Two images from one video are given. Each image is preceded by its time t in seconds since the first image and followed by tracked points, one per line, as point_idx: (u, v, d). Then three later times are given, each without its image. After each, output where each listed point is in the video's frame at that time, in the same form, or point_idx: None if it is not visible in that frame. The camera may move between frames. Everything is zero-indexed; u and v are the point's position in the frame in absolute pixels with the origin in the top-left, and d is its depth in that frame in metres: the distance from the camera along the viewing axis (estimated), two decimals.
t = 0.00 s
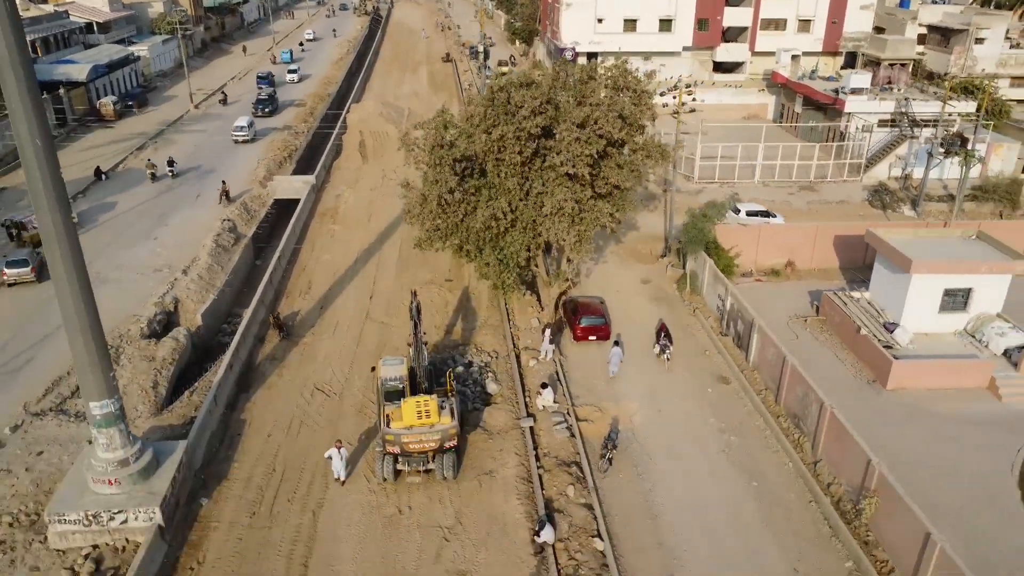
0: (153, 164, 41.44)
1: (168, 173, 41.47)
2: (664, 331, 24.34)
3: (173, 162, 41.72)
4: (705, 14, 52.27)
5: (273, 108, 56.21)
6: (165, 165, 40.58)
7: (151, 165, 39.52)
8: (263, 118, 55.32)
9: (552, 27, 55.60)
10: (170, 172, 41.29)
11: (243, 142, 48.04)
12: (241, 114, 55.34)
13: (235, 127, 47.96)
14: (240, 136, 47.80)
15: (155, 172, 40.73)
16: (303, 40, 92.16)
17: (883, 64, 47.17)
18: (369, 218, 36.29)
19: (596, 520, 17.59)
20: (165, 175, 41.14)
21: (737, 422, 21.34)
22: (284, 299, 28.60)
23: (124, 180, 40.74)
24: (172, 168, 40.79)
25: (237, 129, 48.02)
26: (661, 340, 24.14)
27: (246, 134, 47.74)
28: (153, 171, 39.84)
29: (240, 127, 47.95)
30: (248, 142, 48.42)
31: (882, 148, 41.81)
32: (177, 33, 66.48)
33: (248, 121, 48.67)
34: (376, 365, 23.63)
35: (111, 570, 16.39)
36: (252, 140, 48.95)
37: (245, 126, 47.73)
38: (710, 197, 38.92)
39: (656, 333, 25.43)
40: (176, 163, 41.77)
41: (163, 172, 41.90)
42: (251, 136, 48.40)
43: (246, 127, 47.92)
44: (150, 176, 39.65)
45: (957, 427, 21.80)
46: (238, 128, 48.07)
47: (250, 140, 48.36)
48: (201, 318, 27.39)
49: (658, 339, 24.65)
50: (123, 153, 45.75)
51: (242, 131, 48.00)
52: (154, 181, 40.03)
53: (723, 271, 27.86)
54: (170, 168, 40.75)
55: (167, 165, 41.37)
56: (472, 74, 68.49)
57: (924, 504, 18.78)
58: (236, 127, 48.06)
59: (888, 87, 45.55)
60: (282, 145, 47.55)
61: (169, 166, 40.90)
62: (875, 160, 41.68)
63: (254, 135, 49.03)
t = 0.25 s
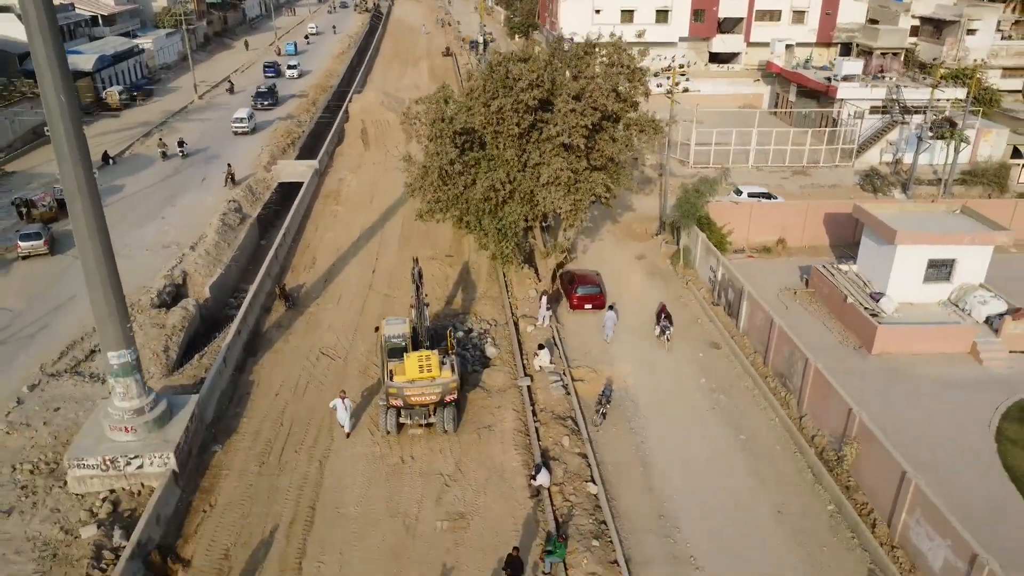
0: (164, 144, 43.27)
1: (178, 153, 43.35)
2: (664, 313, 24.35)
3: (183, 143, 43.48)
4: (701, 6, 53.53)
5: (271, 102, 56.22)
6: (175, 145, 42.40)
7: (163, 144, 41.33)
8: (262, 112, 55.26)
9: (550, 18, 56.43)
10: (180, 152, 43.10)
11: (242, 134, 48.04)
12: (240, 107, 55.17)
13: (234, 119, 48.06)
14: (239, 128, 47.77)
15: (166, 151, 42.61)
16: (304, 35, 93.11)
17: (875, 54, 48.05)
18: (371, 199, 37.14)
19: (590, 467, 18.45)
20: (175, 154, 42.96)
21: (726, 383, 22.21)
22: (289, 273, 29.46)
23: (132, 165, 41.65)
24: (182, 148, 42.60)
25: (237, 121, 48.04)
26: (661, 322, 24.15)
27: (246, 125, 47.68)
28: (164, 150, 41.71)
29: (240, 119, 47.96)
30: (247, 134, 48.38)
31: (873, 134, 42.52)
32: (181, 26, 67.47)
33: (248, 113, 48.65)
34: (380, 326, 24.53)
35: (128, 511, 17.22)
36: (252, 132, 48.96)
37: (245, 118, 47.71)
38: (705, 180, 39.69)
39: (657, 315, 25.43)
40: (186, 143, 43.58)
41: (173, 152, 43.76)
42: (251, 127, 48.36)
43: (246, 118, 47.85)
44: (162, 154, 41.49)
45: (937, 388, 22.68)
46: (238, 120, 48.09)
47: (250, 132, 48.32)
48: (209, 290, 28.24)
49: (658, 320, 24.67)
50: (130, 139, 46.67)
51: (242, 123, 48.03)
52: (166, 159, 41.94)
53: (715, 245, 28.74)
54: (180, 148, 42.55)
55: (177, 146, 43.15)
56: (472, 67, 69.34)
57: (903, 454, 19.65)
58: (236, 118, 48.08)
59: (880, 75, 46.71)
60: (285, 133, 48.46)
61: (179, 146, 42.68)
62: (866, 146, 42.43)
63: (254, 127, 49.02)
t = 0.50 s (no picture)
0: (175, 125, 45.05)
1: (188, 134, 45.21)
2: (664, 295, 24.29)
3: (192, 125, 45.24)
4: None
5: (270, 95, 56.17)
6: (186, 127, 44.21)
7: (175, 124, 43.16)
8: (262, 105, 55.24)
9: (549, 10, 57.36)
10: (190, 134, 44.87)
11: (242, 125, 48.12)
12: (241, 99, 55.48)
13: (234, 111, 48.16)
14: (239, 119, 47.88)
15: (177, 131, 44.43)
16: (306, 31, 94.01)
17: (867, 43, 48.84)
18: (373, 182, 38.00)
19: (584, 418, 19.34)
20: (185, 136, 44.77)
21: (716, 346, 23.09)
22: (294, 249, 30.33)
23: (139, 150, 42.57)
24: (192, 130, 44.42)
25: (237, 113, 48.18)
26: (661, 303, 24.10)
27: (245, 117, 47.73)
28: (175, 131, 43.50)
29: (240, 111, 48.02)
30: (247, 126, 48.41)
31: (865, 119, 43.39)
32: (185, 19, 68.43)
33: (248, 104, 48.67)
34: (383, 291, 25.37)
35: (144, 458, 18.09)
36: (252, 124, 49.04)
37: (244, 110, 47.74)
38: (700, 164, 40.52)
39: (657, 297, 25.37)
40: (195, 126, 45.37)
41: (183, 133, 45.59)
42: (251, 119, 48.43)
43: (246, 110, 47.94)
44: (173, 134, 43.32)
45: (920, 351, 23.57)
46: (238, 111, 48.20)
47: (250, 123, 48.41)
48: (217, 264, 29.12)
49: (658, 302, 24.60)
50: (137, 127, 47.58)
51: (242, 115, 48.23)
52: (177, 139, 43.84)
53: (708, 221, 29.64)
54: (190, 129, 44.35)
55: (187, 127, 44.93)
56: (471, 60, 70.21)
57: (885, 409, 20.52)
58: (236, 110, 48.14)
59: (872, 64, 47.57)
60: (288, 121, 49.39)
61: (190, 128, 44.43)
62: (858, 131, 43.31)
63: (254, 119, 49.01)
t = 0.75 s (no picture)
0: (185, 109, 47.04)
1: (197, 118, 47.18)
2: (664, 276, 24.22)
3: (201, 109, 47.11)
4: None
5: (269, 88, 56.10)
6: (195, 111, 46.16)
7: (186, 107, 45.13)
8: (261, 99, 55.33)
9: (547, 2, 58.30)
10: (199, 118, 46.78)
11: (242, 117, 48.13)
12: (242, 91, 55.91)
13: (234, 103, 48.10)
14: (239, 111, 47.89)
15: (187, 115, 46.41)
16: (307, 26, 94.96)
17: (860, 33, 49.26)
18: (375, 165, 38.88)
19: (579, 374, 20.26)
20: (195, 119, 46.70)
21: (708, 312, 24.01)
22: (299, 226, 31.21)
23: (146, 136, 43.52)
24: (202, 114, 46.33)
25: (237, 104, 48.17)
26: (661, 284, 24.04)
27: (245, 109, 47.65)
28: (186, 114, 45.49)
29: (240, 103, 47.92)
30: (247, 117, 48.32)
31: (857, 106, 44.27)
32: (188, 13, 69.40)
33: (248, 96, 48.57)
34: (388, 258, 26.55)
35: (160, 408, 18.96)
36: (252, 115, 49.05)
37: (243, 101, 47.60)
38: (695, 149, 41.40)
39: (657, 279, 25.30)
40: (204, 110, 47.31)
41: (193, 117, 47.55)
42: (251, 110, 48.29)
43: (245, 102, 47.79)
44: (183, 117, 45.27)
45: (904, 317, 24.46)
46: (238, 103, 48.15)
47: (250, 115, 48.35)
48: (224, 239, 30.00)
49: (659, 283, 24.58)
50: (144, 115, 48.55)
51: (241, 106, 48.12)
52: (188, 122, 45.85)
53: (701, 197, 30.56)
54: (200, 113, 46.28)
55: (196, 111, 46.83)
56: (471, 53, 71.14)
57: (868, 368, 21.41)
58: (235, 101, 48.08)
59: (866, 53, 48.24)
60: (292, 109, 50.34)
61: (199, 112, 46.33)
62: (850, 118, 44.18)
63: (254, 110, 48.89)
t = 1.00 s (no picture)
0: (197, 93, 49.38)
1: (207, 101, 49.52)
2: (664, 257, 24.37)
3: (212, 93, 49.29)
4: None
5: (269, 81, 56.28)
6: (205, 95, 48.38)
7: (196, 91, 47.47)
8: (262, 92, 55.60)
9: None
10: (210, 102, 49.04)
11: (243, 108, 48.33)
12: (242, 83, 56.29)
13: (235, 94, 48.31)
14: (239, 101, 48.10)
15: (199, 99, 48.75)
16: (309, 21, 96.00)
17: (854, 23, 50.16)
18: (378, 149, 39.86)
19: (575, 333, 21.21)
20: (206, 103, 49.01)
21: (699, 279, 24.96)
22: (305, 204, 32.16)
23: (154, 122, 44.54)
24: (212, 98, 48.59)
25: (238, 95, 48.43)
26: (661, 265, 24.22)
27: (245, 100, 47.78)
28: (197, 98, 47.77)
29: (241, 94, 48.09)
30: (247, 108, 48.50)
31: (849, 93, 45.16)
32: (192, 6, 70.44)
33: (248, 87, 48.74)
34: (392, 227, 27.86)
35: (175, 363, 19.90)
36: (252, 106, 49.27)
37: (244, 92, 47.71)
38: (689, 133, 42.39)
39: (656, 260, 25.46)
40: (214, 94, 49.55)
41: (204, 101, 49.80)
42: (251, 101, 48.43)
43: (247, 94, 47.94)
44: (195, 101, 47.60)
45: (888, 285, 25.40)
46: (239, 94, 48.29)
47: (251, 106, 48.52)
48: (232, 216, 30.95)
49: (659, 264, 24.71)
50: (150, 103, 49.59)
51: (242, 98, 48.33)
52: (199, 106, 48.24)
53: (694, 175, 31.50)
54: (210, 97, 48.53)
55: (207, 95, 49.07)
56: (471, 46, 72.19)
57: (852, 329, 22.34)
58: (237, 92, 48.30)
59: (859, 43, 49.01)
60: (295, 98, 51.36)
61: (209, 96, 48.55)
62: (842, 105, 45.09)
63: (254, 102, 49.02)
